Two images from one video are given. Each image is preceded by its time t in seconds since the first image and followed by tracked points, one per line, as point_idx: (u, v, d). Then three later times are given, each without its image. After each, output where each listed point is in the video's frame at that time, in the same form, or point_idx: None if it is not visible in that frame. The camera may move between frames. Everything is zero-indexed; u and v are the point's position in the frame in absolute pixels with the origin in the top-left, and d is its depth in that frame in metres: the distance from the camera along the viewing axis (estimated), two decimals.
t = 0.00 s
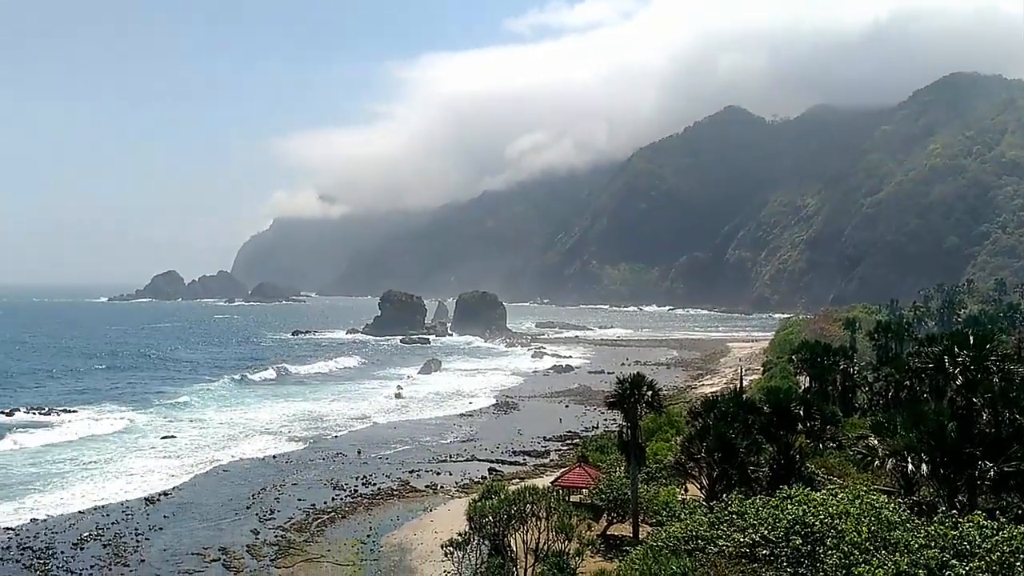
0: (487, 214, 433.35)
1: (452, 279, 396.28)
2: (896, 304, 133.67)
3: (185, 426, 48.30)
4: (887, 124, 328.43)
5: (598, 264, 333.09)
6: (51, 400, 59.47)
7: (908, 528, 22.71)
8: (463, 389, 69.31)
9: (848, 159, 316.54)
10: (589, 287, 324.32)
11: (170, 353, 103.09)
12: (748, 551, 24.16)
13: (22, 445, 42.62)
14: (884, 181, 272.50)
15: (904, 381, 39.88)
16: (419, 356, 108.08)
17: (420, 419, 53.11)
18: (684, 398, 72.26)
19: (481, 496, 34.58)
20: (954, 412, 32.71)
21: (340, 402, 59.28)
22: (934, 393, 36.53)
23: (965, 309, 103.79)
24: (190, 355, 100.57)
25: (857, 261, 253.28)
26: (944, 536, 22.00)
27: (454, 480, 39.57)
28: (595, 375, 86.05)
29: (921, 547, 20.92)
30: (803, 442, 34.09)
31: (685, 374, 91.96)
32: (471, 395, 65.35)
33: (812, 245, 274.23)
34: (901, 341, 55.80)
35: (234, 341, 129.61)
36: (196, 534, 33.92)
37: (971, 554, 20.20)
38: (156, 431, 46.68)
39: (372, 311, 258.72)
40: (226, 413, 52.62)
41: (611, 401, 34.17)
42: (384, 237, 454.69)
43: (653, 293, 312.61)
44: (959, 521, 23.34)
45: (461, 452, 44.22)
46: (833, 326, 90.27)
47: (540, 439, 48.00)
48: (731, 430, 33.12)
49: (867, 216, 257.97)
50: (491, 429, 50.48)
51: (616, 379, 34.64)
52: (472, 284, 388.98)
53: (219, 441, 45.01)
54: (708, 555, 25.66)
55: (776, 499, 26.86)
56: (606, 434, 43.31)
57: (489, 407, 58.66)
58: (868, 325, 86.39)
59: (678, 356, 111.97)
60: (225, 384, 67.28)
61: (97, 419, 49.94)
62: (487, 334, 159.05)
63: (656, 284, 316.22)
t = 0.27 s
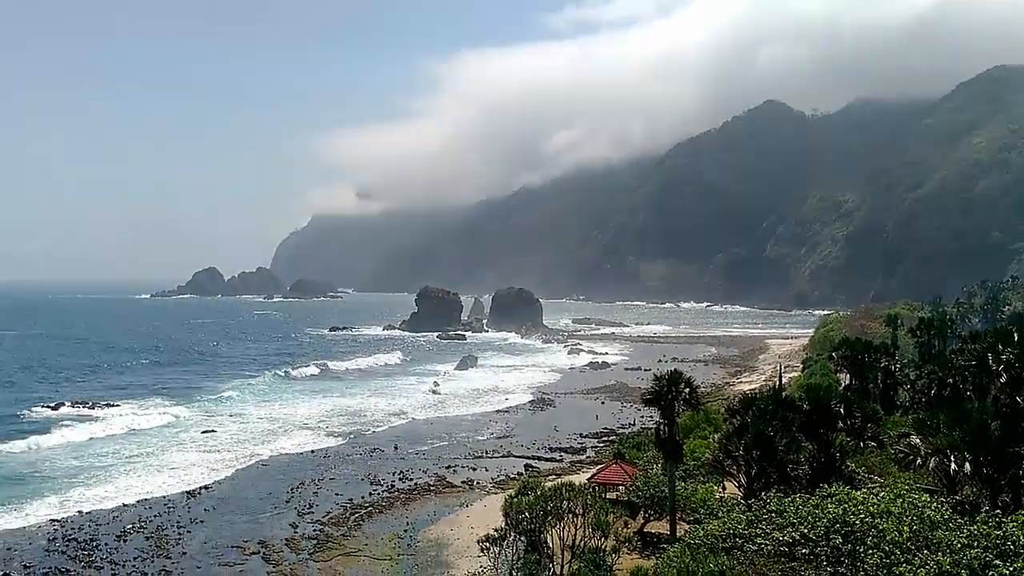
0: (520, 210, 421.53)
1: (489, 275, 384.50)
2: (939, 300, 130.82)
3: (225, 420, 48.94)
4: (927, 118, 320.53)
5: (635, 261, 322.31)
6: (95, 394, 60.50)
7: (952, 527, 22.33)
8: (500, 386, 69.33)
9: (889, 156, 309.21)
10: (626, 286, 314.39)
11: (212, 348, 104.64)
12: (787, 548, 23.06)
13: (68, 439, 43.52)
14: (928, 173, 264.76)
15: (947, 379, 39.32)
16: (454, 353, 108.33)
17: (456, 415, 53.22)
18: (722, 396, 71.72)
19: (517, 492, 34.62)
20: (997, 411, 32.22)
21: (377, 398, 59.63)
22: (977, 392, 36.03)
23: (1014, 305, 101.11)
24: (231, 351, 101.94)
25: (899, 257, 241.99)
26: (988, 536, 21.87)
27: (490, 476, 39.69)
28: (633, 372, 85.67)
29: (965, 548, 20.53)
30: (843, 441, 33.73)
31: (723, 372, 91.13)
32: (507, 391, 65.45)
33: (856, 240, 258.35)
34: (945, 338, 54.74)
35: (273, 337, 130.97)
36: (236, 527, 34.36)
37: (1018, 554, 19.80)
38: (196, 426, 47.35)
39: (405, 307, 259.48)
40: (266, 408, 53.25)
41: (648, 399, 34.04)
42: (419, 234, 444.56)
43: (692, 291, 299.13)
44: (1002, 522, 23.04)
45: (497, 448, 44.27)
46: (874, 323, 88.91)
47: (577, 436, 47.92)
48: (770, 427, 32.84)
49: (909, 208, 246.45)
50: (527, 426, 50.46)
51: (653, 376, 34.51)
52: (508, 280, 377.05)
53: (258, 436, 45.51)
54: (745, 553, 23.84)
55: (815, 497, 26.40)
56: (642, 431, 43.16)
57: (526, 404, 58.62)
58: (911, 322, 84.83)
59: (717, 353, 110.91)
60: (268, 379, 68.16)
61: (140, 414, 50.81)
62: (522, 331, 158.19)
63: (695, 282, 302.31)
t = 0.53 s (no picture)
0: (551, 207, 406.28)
1: (526, 270, 371.26)
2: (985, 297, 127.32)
3: (264, 415, 49.59)
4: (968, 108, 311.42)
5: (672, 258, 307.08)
6: (137, 389, 61.48)
7: (998, 528, 21.98)
8: (535, 383, 69.31)
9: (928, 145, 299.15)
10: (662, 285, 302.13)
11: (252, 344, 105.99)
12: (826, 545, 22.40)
13: (113, 433, 44.44)
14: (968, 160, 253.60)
15: (991, 375, 38.68)
16: (490, 349, 108.50)
17: (492, 412, 53.36)
18: (760, 393, 71.07)
19: (553, 489, 34.54)
20: None
21: (413, 394, 59.99)
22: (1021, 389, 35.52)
23: None
24: (271, 347, 103.13)
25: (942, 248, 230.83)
26: None
27: (527, 473, 39.80)
28: (670, 370, 85.17)
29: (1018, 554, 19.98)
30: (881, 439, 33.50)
31: (761, 370, 90.12)
32: (543, 388, 65.49)
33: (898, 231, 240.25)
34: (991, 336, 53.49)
35: (310, 333, 132.19)
36: (274, 521, 34.73)
37: None
38: (235, 421, 48.04)
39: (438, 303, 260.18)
40: (305, 404, 53.91)
41: (686, 395, 33.96)
42: (457, 228, 432.07)
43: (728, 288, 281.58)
44: None
45: (533, 445, 44.34)
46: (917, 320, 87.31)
47: (613, 433, 47.78)
48: (808, 426, 32.50)
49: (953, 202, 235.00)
50: (562, 423, 50.44)
51: (690, 373, 34.42)
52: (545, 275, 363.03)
53: (296, 431, 46.06)
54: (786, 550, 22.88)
55: (857, 496, 25.76)
56: (679, 429, 43.00)
57: (562, 402, 58.63)
58: (955, 320, 83.03)
59: (755, 351, 109.61)
60: (308, 376, 69.01)
61: (181, 408, 51.74)
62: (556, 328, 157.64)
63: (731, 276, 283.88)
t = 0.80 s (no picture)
0: (587, 203, 401.68)
1: (561, 267, 367.59)
2: None
3: (302, 411, 50.10)
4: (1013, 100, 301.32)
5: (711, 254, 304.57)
6: (181, 384, 62.72)
7: None
8: (573, 380, 69.24)
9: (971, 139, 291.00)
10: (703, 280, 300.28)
11: (293, 341, 107.15)
12: (867, 548, 21.75)
13: (156, 428, 45.21)
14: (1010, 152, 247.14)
15: None
16: (527, 347, 108.52)
17: (529, 409, 53.44)
18: (801, 392, 70.27)
19: (589, 487, 34.42)
20: None
21: (450, 390, 60.35)
22: None
23: None
24: (310, 343, 104.16)
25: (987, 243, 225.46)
26: None
27: (563, 470, 39.79)
28: (709, 368, 84.45)
29: None
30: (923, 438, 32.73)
31: (801, 368, 88.95)
32: (580, 386, 65.32)
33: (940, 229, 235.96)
34: None
35: (347, 330, 133.28)
36: (312, 516, 35.06)
37: None
38: (275, 416, 48.70)
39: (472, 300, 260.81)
40: (344, 400, 54.40)
41: (723, 394, 33.66)
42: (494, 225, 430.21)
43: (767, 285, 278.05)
44: None
45: (570, 443, 44.30)
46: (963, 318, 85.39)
47: (650, 431, 47.58)
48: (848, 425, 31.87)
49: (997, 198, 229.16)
50: (600, 421, 50.33)
51: (728, 372, 34.10)
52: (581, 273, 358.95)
53: (334, 427, 46.44)
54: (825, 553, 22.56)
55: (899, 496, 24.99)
56: (718, 427, 42.69)
57: (599, 399, 58.55)
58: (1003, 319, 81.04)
59: (795, 350, 108.14)
60: (348, 372, 69.70)
61: (222, 404, 52.51)
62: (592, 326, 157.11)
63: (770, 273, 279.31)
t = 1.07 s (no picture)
0: (623, 199, 394.95)
1: (599, 265, 365.18)
2: None
3: (342, 408, 50.61)
4: None
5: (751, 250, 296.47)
6: (223, 380, 63.92)
7: None
8: (611, 378, 69.03)
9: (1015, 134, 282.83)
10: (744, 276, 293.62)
11: (333, 338, 108.21)
12: (912, 549, 21.25)
13: (199, 423, 45.95)
14: None
15: None
16: (564, 345, 108.33)
17: (567, 407, 53.38)
18: (843, 392, 69.24)
19: (628, 486, 34.30)
20: None
21: (488, 388, 60.57)
22: None
23: None
24: (350, 340, 105.10)
25: None
26: None
27: (601, 469, 39.71)
28: (748, 367, 83.54)
29: None
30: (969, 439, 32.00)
31: (843, 368, 87.66)
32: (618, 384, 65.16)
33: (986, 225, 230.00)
34: None
35: (387, 326, 134.35)
36: (351, 511, 35.38)
37: None
38: (315, 412, 49.27)
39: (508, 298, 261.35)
40: (382, 397, 54.83)
41: (764, 393, 33.32)
42: (533, 222, 428.67)
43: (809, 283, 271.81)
44: None
45: (607, 441, 44.17)
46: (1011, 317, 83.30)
47: (689, 430, 47.28)
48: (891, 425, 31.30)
49: None
50: (637, 419, 50.12)
51: (769, 371, 33.74)
52: (619, 270, 356.10)
53: (372, 424, 46.80)
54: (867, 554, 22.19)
55: (944, 498, 24.41)
56: (759, 427, 42.26)
57: (636, 398, 58.30)
58: None
59: (837, 349, 106.46)
60: (388, 368, 70.20)
61: (263, 400, 53.23)
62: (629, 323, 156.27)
63: (813, 271, 272.53)
